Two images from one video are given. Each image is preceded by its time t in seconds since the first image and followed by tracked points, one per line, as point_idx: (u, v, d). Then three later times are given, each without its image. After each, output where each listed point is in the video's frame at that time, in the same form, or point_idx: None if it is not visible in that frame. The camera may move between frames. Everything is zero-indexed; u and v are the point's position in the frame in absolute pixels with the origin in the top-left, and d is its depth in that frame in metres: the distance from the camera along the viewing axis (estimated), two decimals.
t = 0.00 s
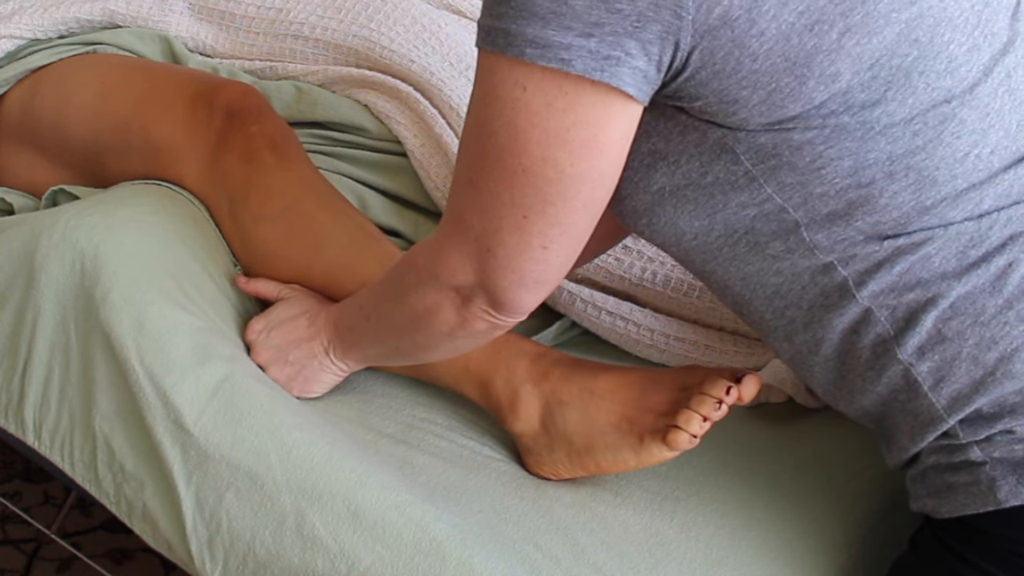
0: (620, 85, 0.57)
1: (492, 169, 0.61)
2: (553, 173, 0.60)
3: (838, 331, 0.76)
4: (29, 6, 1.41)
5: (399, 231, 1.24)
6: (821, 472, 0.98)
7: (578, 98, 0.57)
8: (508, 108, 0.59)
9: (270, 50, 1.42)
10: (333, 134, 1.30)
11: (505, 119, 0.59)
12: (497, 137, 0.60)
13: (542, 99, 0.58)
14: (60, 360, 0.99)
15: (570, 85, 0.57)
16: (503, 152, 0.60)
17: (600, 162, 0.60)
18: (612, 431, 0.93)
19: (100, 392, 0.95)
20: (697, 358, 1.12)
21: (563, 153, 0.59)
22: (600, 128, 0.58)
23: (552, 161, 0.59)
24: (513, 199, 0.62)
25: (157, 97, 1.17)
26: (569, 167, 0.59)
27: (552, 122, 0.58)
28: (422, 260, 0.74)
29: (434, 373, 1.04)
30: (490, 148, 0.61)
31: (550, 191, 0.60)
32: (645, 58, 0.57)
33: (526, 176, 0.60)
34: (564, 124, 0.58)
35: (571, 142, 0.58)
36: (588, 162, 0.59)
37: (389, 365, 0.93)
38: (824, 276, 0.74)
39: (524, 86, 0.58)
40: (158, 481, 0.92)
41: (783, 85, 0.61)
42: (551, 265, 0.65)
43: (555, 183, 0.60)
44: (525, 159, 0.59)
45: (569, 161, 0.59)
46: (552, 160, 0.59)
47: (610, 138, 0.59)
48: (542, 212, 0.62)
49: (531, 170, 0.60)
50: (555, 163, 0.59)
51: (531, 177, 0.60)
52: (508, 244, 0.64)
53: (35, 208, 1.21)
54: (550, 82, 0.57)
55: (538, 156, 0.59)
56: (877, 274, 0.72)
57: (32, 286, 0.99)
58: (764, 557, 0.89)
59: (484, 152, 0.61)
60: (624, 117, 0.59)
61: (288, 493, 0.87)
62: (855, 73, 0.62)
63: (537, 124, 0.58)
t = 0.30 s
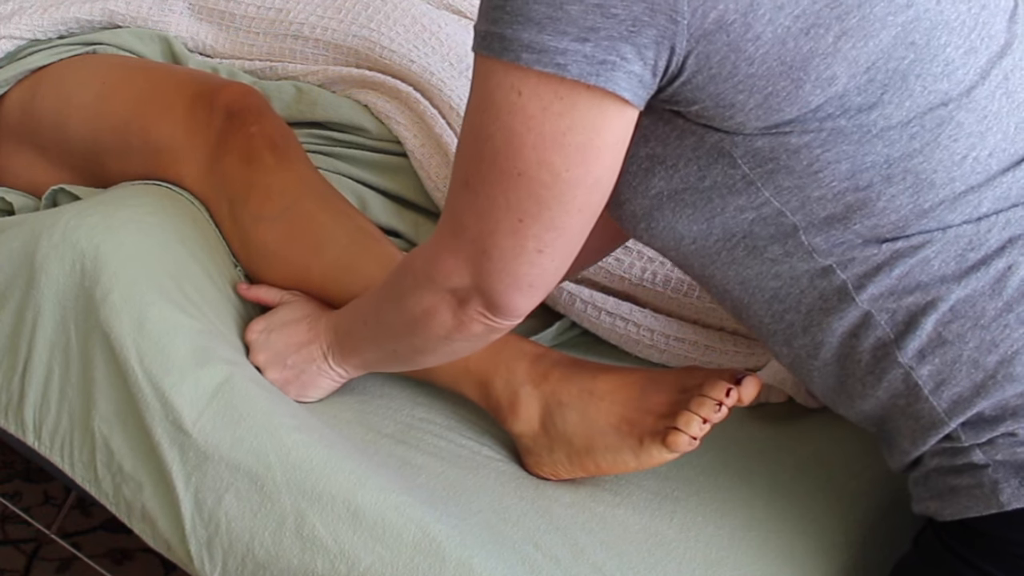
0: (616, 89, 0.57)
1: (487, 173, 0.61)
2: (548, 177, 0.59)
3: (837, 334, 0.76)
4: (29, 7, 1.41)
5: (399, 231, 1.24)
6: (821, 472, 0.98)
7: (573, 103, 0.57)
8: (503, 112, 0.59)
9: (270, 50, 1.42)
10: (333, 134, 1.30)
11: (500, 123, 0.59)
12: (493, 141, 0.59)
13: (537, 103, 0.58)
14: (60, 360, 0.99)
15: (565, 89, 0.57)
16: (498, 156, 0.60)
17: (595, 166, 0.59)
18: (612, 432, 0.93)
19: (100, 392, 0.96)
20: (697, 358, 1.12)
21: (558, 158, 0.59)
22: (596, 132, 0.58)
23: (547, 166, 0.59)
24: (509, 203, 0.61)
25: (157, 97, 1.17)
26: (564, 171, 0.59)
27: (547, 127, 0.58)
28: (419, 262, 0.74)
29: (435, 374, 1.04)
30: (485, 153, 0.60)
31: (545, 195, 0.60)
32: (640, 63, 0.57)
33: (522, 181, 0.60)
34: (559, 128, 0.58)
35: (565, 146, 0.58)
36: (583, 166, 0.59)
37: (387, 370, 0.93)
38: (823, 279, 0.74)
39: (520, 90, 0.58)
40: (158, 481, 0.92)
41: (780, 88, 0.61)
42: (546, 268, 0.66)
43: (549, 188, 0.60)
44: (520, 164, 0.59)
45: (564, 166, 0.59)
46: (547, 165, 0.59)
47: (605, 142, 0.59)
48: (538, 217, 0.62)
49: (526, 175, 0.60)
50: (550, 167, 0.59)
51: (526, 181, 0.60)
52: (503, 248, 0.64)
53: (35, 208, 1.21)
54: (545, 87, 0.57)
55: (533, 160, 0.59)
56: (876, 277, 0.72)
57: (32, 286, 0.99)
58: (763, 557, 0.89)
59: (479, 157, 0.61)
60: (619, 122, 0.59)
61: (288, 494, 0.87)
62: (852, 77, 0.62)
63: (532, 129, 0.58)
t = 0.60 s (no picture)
0: (616, 105, 0.57)
1: (485, 183, 0.62)
2: (544, 189, 0.60)
3: (843, 348, 0.76)
4: (29, 7, 1.41)
5: (399, 231, 1.24)
6: (821, 474, 0.98)
7: (571, 118, 0.58)
8: (501, 124, 0.59)
9: (270, 50, 1.42)
10: (333, 134, 1.30)
11: (498, 135, 0.59)
12: (491, 152, 0.60)
13: (536, 117, 0.58)
14: (60, 361, 0.99)
15: (564, 104, 0.57)
16: (496, 167, 0.60)
17: (592, 180, 0.60)
18: (611, 434, 0.93)
19: (99, 393, 0.96)
20: (697, 359, 1.13)
21: (555, 171, 0.59)
22: (594, 147, 0.59)
23: (544, 178, 0.59)
24: (505, 213, 0.62)
25: (156, 98, 1.17)
26: (562, 184, 0.60)
27: (544, 140, 0.58)
28: (417, 266, 0.75)
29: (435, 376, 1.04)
30: (483, 163, 0.61)
31: (542, 207, 0.61)
32: (640, 78, 0.58)
33: (518, 191, 0.60)
34: (557, 142, 0.58)
35: (563, 160, 0.59)
36: (580, 180, 0.60)
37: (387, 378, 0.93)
38: (828, 292, 0.74)
39: (518, 103, 0.58)
40: (156, 482, 0.92)
41: (781, 103, 0.61)
42: (542, 275, 0.66)
43: (546, 199, 0.60)
44: (517, 176, 0.60)
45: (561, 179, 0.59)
46: (544, 177, 0.59)
47: (603, 156, 0.59)
48: (534, 227, 0.62)
49: (522, 186, 0.60)
50: (547, 179, 0.59)
51: (523, 193, 0.60)
52: (500, 255, 0.65)
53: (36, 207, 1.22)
54: (544, 101, 0.57)
55: (530, 173, 0.59)
56: (882, 291, 0.72)
57: (32, 288, 0.99)
58: (760, 558, 0.89)
59: (477, 167, 0.61)
60: (618, 137, 0.59)
61: (287, 495, 0.87)
62: (853, 92, 0.62)
63: (530, 142, 0.58)
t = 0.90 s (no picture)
0: (715, 73, 0.53)
1: (565, 152, 0.56)
2: (634, 160, 0.55)
3: (900, 344, 0.73)
4: (28, 6, 1.40)
5: (399, 223, 1.22)
6: (831, 472, 0.97)
7: (668, 84, 0.53)
8: (589, 89, 0.53)
9: (269, 48, 1.40)
10: (333, 130, 1.28)
11: (586, 100, 0.54)
12: (576, 118, 0.54)
13: (630, 83, 0.53)
14: (59, 357, 0.97)
15: (662, 70, 0.52)
16: (580, 135, 0.55)
17: (686, 153, 0.55)
18: (605, 427, 0.92)
19: (105, 389, 0.94)
20: (697, 356, 1.11)
21: (647, 141, 0.54)
22: (689, 117, 0.54)
23: (635, 148, 0.54)
24: (587, 184, 0.56)
25: (153, 96, 1.16)
26: (653, 156, 0.54)
27: (637, 108, 0.53)
28: (473, 240, 0.69)
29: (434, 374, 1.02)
30: (565, 129, 0.55)
31: (630, 179, 0.56)
32: (741, 45, 0.53)
33: (604, 162, 0.55)
34: (651, 110, 0.53)
35: (658, 129, 0.54)
36: (672, 153, 0.55)
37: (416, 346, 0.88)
38: (896, 289, 0.70)
39: (611, 67, 0.53)
40: (165, 477, 0.91)
41: (882, 85, 0.58)
42: (619, 254, 0.61)
43: (634, 171, 0.55)
44: (605, 147, 0.54)
45: (653, 149, 0.54)
46: (635, 148, 0.54)
47: (697, 129, 0.54)
48: (618, 201, 0.57)
49: (609, 156, 0.55)
50: (638, 150, 0.54)
51: (610, 165, 0.55)
52: (576, 233, 0.59)
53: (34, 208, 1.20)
54: (641, 66, 0.52)
55: (620, 142, 0.54)
56: (952, 292, 0.68)
57: (30, 284, 0.98)
58: (767, 558, 0.88)
59: (557, 134, 0.56)
60: (714, 107, 0.54)
61: (288, 490, 0.86)
62: (956, 78, 0.59)
63: (620, 110, 0.53)
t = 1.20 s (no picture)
0: (794, 52, 0.52)
1: (649, 144, 0.54)
2: (722, 145, 0.52)
3: (928, 340, 0.73)
4: (28, 6, 1.40)
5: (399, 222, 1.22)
6: (832, 473, 0.97)
7: (751, 61, 0.51)
8: (671, 72, 0.52)
9: (269, 48, 1.40)
10: (333, 130, 1.28)
11: (667, 84, 0.52)
12: (658, 104, 0.53)
13: (711, 62, 0.51)
14: (58, 357, 0.97)
15: (742, 46, 0.51)
16: (663, 122, 0.53)
17: (772, 135, 0.53)
18: (612, 426, 0.92)
19: (105, 389, 0.94)
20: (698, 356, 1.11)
21: (734, 123, 0.52)
22: (772, 97, 0.52)
23: (721, 131, 0.52)
24: (675, 177, 0.54)
25: (153, 96, 1.16)
26: (741, 140, 0.52)
27: (722, 87, 0.51)
28: (553, 250, 0.66)
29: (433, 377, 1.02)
30: (648, 119, 0.53)
31: (719, 166, 0.53)
32: (820, 26, 0.52)
33: (690, 149, 0.53)
34: (734, 88, 0.51)
35: (744, 110, 0.52)
36: (759, 133, 0.52)
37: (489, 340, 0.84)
38: (933, 286, 0.70)
39: (691, 46, 0.51)
40: (163, 477, 0.91)
41: (948, 70, 0.58)
42: (710, 254, 0.58)
43: (722, 158, 0.53)
44: (690, 130, 0.52)
45: (741, 132, 0.52)
46: (721, 131, 0.52)
47: (781, 110, 0.53)
48: (707, 191, 0.54)
49: (696, 141, 0.53)
50: (724, 134, 0.52)
51: (696, 150, 0.53)
52: (665, 230, 0.56)
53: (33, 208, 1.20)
54: (722, 43, 0.51)
55: (706, 126, 0.52)
56: (987, 294, 0.68)
57: (30, 284, 0.97)
58: (768, 558, 0.87)
59: (638, 123, 0.54)
60: (794, 88, 0.53)
61: (288, 490, 0.86)
62: (1018, 71, 0.60)
63: (705, 89, 0.51)
